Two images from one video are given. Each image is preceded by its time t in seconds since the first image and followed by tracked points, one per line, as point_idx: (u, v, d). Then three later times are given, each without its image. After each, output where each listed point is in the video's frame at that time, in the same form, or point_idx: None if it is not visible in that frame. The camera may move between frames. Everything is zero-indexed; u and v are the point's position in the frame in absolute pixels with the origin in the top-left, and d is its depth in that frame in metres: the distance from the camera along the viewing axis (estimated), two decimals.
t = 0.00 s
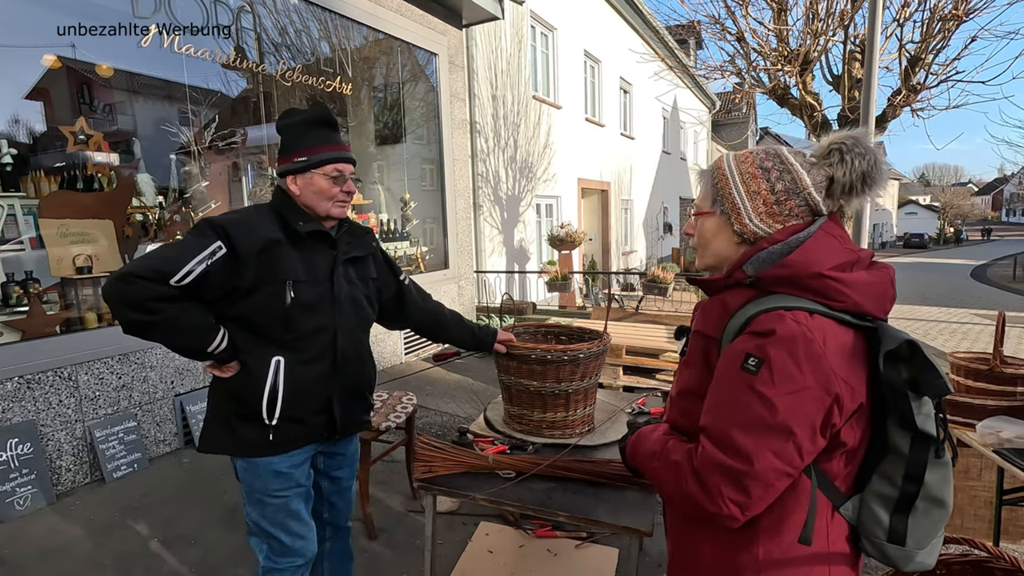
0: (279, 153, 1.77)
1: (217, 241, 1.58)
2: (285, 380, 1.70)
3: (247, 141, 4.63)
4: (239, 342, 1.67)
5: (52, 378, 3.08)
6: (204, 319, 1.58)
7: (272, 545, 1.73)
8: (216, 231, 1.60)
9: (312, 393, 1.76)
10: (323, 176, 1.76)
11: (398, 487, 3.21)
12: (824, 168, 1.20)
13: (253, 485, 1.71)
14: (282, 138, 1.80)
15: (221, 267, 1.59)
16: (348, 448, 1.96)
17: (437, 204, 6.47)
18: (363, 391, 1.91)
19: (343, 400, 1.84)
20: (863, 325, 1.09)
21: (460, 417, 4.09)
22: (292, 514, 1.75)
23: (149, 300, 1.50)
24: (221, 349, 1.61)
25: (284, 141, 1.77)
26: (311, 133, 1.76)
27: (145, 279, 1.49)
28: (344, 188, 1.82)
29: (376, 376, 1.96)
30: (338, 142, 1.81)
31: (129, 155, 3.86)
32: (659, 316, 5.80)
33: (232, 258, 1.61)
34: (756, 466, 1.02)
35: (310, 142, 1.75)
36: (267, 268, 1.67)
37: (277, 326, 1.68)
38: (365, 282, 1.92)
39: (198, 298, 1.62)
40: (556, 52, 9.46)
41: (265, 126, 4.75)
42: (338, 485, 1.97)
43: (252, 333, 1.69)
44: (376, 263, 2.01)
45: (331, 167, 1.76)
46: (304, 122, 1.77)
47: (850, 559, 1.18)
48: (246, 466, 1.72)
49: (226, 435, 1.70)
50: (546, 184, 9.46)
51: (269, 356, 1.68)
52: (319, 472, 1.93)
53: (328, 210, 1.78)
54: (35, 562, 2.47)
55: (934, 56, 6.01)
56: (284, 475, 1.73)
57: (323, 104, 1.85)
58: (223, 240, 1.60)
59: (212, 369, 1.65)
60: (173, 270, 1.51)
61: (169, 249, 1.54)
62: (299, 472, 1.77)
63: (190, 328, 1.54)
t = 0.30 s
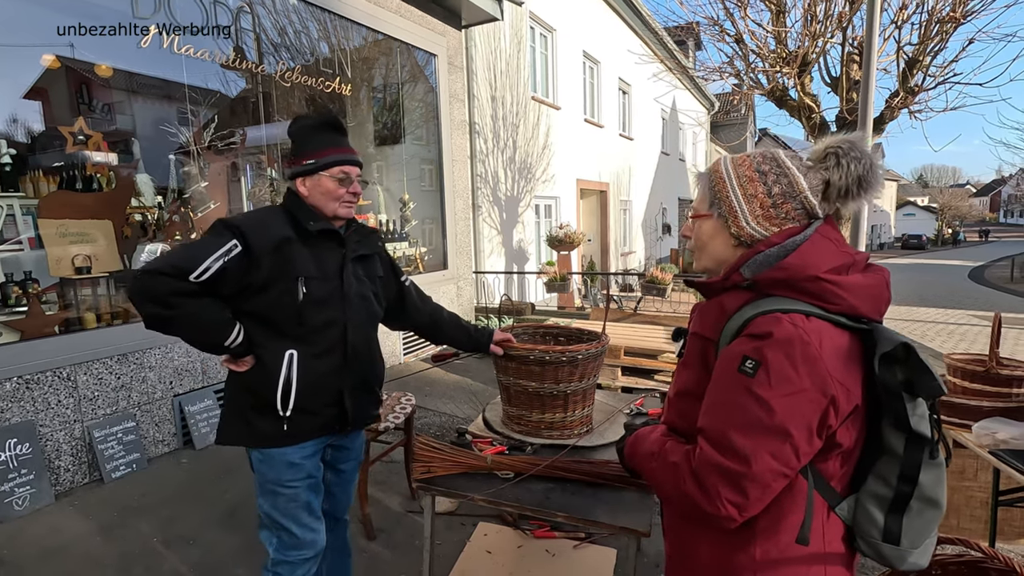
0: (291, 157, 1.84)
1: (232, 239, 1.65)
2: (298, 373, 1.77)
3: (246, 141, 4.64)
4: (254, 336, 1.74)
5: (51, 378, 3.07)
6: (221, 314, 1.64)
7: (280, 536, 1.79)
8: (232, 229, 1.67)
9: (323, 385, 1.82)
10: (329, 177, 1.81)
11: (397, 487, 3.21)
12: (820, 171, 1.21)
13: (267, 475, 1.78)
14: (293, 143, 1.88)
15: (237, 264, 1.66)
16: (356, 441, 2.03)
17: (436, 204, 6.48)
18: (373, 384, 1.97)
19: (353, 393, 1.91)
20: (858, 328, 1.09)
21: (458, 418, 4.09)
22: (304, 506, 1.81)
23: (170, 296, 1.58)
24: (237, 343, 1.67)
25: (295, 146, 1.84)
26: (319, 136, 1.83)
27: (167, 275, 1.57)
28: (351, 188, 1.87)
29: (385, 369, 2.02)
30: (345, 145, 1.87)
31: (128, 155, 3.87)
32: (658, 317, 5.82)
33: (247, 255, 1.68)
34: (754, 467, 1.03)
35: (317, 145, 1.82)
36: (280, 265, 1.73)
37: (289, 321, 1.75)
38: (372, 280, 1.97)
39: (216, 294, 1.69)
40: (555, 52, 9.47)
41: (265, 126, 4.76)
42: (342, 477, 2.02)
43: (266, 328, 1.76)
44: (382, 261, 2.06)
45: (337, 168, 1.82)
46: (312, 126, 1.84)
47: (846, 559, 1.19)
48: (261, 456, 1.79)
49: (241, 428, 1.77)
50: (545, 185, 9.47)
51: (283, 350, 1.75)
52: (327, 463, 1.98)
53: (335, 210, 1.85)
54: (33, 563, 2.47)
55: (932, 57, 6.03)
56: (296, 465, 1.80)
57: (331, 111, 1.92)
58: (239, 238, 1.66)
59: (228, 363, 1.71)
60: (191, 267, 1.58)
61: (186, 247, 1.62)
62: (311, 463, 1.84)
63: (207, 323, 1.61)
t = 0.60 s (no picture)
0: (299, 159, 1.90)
1: (243, 238, 1.72)
2: (304, 368, 1.82)
3: (245, 141, 4.64)
4: (263, 331, 1.80)
5: (48, 379, 3.06)
6: (231, 310, 1.71)
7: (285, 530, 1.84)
8: (245, 228, 1.75)
9: (329, 380, 1.87)
10: (333, 179, 1.86)
11: (396, 487, 3.22)
12: (817, 173, 1.22)
13: (273, 468, 1.83)
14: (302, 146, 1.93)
15: (248, 261, 1.73)
16: (360, 437, 2.05)
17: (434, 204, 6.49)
18: (377, 380, 2.00)
19: (358, 388, 1.94)
20: (853, 331, 1.11)
21: (456, 418, 4.10)
22: (309, 499, 1.87)
23: (185, 291, 1.65)
24: (247, 337, 1.74)
25: (302, 148, 1.89)
26: (326, 141, 1.88)
27: (182, 271, 1.64)
28: (355, 191, 1.91)
29: (387, 367, 2.05)
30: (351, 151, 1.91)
31: (126, 155, 3.89)
32: (655, 318, 5.83)
33: (257, 253, 1.75)
34: (753, 470, 1.03)
35: (323, 149, 1.87)
36: (289, 263, 1.79)
37: (297, 317, 1.81)
38: (377, 280, 2.01)
39: (228, 290, 1.76)
40: (553, 53, 9.49)
41: (263, 126, 4.77)
42: (344, 474, 2.04)
43: (275, 325, 1.81)
44: (386, 262, 2.09)
45: (342, 171, 1.86)
46: (319, 131, 1.89)
47: (836, 558, 1.20)
48: (267, 450, 1.83)
49: (247, 421, 1.81)
50: (543, 186, 9.49)
51: (290, 345, 1.81)
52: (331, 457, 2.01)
53: (340, 211, 1.89)
54: (30, 563, 2.47)
55: (928, 60, 6.04)
56: (303, 458, 1.84)
57: (339, 115, 1.97)
58: (250, 236, 1.74)
59: (237, 358, 1.78)
60: (205, 263, 1.66)
61: (201, 245, 1.70)
62: (316, 456, 1.88)
63: (219, 317, 1.68)
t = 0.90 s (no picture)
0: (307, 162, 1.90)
1: (252, 237, 1.73)
2: (307, 367, 1.82)
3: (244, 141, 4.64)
4: (268, 330, 1.81)
5: (47, 380, 3.04)
6: (236, 308, 1.71)
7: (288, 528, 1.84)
8: (253, 227, 1.75)
9: (333, 379, 1.87)
10: (341, 182, 1.86)
11: (396, 488, 3.22)
12: (830, 179, 1.24)
13: (278, 463, 1.84)
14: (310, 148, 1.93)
15: (256, 260, 1.74)
16: (362, 435, 2.06)
17: (433, 204, 6.49)
18: (379, 379, 1.99)
19: (359, 387, 1.93)
20: (862, 339, 1.11)
21: (456, 419, 4.10)
22: (314, 492, 1.87)
23: (193, 287, 1.66)
24: (250, 335, 1.74)
25: (311, 152, 1.90)
26: (334, 145, 1.88)
27: (189, 267, 1.66)
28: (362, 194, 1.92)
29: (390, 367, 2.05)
30: (359, 154, 1.92)
31: (123, 155, 3.89)
32: (654, 319, 5.84)
33: (265, 253, 1.75)
34: (760, 478, 1.04)
35: (331, 151, 1.87)
36: (295, 263, 1.79)
37: (301, 316, 1.81)
38: (381, 281, 2.01)
39: (235, 288, 1.77)
40: (551, 54, 9.51)
41: (261, 126, 4.76)
42: (348, 472, 2.05)
43: (279, 323, 1.82)
44: (391, 263, 2.09)
45: (349, 174, 1.87)
46: (328, 134, 1.89)
47: (833, 560, 1.20)
48: (272, 445, 1.84)
49: (251, 417, 1.83)
50: (541, 186, 9.50)
51: (294, 343, 1.81)
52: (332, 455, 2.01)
53: (347, 213, 1.89)
54: (28, 564, 2.46)
55: (925, 62, 6.08)
56: (307, 453, 1.85)
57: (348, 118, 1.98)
58: (258, 236, 1.74)
59: (241, 354, 1.78)
60: (213, 261, 1.66)
61: (210, 242, 1.71)
62: (320, 451, 1.89)
63: (225, 314, 1.69)
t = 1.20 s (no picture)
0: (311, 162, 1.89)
1: (256, 238, 1.74)
2: (314, 368, 1.81)
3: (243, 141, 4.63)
4: (274, 332, 1.81)
5: (48, 380, 3.03)
6: (243, 310, 1.71)
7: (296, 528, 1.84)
8: (258, 229, 1.76)
9: (341, 380, 1.87)
10: (345, 181, 1.85)
11: (398, 489, 3.21)
12: (845, 181, 1.23)
13: (286, 466, 1.84)
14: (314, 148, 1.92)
15: (261, 263, 1.74)
16: (371, 436, 2.05)
17: (432, 205, 6.48)
18: (386, 380, 1.98)
19: (367, 388, 1.93)
20: (876, 340, 1.12)
21: (458, 420, 4.09)
22: (321, 494, 1.87)
23: (199, 291, 1.67)
24: (258, 337, 1.74)
25: (317, 151, 1.89)
26: (338, 144, 1.87)
27: (194, 270, 1.66)
28: (367, 193, 1.90)
29: (398, 368, 2.04)
30: (364, 154, 1.90)
31: (121, 156, 3.89)
32: (654, 320, 5.85)
33: (270, 254, 1.76)
34: (777, 478, 1.04)
35: (336, 151, 1.86)
36: (300, 263, 1.79)
37: (308, 317, 1.80)
38: (388, 281, 2.01)
39: (240, 290, 1.77)
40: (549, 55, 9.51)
41: (259, 126, 4.73)
42: (356, 473, 2.04)
43: (286, 326, 1.81)
44: (398, 263, 2.09)
45: (354, 174, 1.86)
46: (332, 133, 1.88)
47: (849, 561, 1.20)
48: (279, 448, 1.84)
49: (258, 420, 1.82)
50: (539, 187, 9.51)
51: (301, 345, 1.81)
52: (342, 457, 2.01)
53: (351, 213, 1.88)
54: (29, 567, 2.44)
55: (923, 65, 6.12)
56: (316, 457, 1.85)
57: (352, 117, 1.96)
58: (262, 237, 1.75)
59: (249, 357, 1.78)
60: (217, 264, 1.67)
61: (214, 245, 1.71)
62: (329, 454, 1.89)
63: (231, 318, 1.69)
